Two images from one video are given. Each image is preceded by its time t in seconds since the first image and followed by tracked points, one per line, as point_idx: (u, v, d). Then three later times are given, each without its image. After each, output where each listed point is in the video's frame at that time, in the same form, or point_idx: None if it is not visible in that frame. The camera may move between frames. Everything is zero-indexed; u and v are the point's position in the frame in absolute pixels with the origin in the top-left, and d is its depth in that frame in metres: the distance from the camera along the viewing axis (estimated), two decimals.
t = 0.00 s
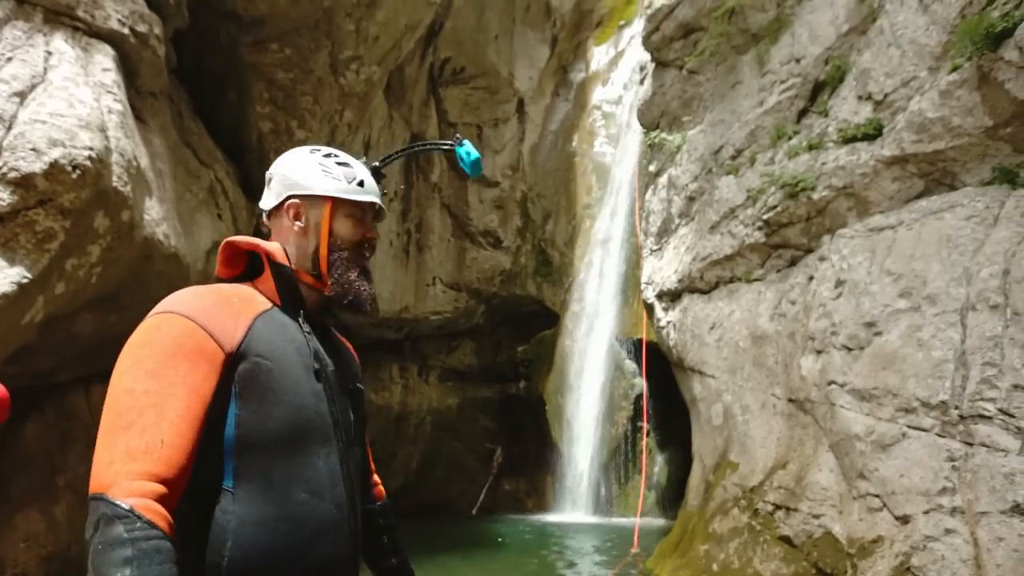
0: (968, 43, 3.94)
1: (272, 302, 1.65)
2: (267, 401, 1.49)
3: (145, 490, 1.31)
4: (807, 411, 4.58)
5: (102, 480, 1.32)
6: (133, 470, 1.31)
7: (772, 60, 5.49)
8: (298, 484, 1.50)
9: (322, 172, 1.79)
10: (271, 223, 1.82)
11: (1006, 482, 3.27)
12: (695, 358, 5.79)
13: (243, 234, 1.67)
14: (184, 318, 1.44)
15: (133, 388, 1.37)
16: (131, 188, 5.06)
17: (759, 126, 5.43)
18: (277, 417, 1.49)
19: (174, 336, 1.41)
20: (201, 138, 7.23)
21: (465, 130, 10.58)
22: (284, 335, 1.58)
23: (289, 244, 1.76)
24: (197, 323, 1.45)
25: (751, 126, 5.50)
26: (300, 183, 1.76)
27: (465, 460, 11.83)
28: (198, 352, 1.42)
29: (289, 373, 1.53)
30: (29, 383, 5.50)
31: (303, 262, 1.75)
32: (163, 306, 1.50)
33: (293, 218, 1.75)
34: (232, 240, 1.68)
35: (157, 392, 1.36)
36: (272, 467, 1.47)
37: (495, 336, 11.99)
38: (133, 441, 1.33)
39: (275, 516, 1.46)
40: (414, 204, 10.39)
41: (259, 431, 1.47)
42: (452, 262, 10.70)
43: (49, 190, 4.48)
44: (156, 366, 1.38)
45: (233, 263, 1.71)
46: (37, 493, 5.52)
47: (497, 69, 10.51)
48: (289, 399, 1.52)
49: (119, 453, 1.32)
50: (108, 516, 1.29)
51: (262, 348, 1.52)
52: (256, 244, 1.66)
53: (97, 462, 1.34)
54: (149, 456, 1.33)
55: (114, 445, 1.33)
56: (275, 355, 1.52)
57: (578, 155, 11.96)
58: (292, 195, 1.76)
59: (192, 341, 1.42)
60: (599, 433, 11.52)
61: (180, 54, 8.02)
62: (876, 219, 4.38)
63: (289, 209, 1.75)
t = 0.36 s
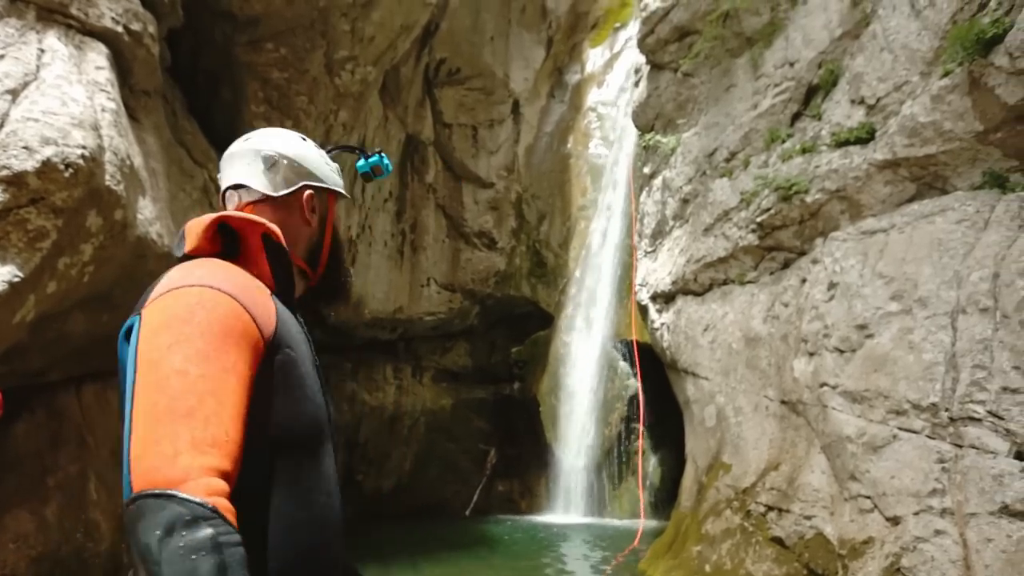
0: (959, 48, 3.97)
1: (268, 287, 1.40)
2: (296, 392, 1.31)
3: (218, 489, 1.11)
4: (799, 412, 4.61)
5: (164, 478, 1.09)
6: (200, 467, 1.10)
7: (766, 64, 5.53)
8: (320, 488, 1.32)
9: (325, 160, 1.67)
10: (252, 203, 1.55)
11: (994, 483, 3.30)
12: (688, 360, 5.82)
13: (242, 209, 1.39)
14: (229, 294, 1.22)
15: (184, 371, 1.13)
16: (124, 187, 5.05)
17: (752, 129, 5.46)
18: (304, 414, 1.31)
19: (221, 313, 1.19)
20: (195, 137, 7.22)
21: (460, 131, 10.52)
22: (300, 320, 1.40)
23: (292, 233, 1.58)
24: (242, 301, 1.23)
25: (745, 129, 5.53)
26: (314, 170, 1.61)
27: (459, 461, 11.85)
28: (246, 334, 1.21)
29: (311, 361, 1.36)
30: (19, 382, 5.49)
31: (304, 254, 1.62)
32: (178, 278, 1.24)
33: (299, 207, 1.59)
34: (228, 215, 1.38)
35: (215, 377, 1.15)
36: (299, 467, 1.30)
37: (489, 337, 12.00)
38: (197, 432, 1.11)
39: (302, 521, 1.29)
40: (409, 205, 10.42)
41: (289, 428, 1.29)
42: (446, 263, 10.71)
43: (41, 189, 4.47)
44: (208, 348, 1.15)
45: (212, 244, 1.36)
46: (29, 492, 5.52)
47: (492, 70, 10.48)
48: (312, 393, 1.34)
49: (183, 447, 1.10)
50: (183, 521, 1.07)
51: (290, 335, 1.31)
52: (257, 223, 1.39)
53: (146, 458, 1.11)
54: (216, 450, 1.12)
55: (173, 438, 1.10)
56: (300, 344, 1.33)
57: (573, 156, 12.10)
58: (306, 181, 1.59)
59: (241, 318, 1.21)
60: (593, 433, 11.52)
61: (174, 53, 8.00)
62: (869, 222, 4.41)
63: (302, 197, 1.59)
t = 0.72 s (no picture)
0: (953, 54, 4.00)
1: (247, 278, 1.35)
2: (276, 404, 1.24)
3: (238, 524, 1.02)
4: (794, 415, 4.62)
5: (184, 517, 0.98)
6: (220, 502, 1.01)
7: (762, 68, 5.55)
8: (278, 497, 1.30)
9: (303, 141, 1.64)
10: (228, 193, 1.50)
11: (987, 486, 3.31)
12: (684, 362, 5.83)
13: (227, 200, 1.31)
14: (228, 303, 1.12)
15: (194, 394, 1.02)
16: (120, 188, 5.05)
17: (748, 133, 5.47)
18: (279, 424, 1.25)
19: (224, 326, 1.09)
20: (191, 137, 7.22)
21: (456, 133, 10.52)
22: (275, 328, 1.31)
23: (273, 221, 1.55)
24: (240, 310, 1.13)
25: (741, 133, 5.54)
26: (293, 153, 1.57)
27: (454, 463, 11.82)
28: (243, 347, 1.12)
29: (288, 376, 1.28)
30: (13, 383, 5.49)
31: (286, 242, 1.61)
32: (166, 284, 1.11)
33: (277, 193, 1.56)
34: (213, 206, 1.30)
35: (224, 399, 1.05)
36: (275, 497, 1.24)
37: (484, 339, 11.98)
38: (214, 464, 1.01)
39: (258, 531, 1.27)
40: (405, 207, 10.44)
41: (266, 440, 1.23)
42: (442, 265, 10.71)
43: (36, 189, 4.46)
44: (214, 367, 1.05)
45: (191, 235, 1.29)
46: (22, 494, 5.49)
47: (489, 73, 10.45)
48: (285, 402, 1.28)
49: (200, 481, 1.00)
50: (213, 564, 0.97)
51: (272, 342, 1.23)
52: (242, 213, 1.33)
53: (154, 496, 0.99)
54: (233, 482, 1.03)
55: (190, 471, 0.99)
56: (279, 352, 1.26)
57: (569, 159, 12.16)
58: (285, 168, 1.55)
59: (242, 331, 1.12)
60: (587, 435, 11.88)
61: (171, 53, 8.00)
62: (863, 226, 4.43)
63: (283, 184, 1.56)
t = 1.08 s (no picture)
0: (942, 62, 4.03)
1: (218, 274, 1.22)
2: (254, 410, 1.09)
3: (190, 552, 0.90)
4: (786, 420, 4.64)
5: (124, 543, 0.87)
6: (169, 527, 0.89)
7: (755, 75, 5.58)
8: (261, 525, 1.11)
9: (273, 123, 1.49)
10: (191, 182, 1.36)
11: (976, 491, 3.33)
12: (677, 368, 5.85)
13: (190, 189, 1.18)
14: (189, 298, 0.99)
15: (144, 405, 0.90)
16: (112, 191, 5.03)
17: (741, 139, 5.50)
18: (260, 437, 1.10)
19: (183, 326, 0.96)
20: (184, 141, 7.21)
21: (451, 137, 10.54)
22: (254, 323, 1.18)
23: (243, 212, 1.40)
24: (205, 307, 1.00)
25: (734, 139, 5.57)
26: (262, 136, 1.43)
27: (447, 467, 11.83)
28: (209, 350, 0.99)
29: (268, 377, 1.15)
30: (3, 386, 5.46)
31: (259, 235, 1.46)
32: (122, 276, 0.99)
33: (246, 181, 1.41)
34: (174, 195, 1.17)
35: (179, 409, 0.93)
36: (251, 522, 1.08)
37: (479, 344, 11.91)
38: (160, 482, 0.89)
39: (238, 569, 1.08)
40: (399, 211, 10.47)
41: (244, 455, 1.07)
42: (436, 269, 10.72)
43: (27, 192, 4.45)
44: (166, 371, 0.93)
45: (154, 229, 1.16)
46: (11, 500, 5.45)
47: (484, 77, 10.51)
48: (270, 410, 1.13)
49: (146, 502, 0.88)
50: None
51: (251, 343, 1.10)
52: (208, 203, 1.19)
53: (92, 517, 0.88)
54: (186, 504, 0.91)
55: (135, 491, 0.88)
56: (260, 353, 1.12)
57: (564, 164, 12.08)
58: (253, 155, 1.41)
59: (207, 332, 0.99)
60: (581, 440, 11.63)
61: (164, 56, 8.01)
62: (854, 232, 4.46)
63: (251, 172, 1.41)
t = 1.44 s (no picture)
0: (944, 63, 4.03)
1: (210, 267, 1.21)
2: (236, 414, 1.05)
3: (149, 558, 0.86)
4: (788, 421, 4.64)
5: (74, 551, 0.83)
6: (125, 531, 0.85)
7: (756, 76, 5.58)
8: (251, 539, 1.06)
9: (276, 113, 1.50)
10: (186, 174, 1.37)
11: (979, 493, 3.32)
12: (678, 368, 5.84)
13: (179, 182, 1.17)
14: (157, 295, 0.96)
15: (101, 404, 0.87)
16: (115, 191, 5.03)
17: (743, 140, 5.50)
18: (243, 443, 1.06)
19: (146, 323, 0.93)
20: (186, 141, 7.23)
21: (452, 138, 10.55)
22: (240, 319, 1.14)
23: (240, 203, 1.40)
24: (175, 303, 0.97)
25: (736, 140, 5.57)
26: (259, 123, 1.42)
27: (449, 467, 11.84)
28: (178, 348, 0.96)
29: (253, 374, 1.11)
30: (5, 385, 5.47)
31: (260, 228, 1.45)
32: (90, 273, 0.97)
33: (243, 170, 1.41)
34: (162, 186, 1.16)
35: (141, 409, 0.89)
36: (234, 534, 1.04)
37: (480, 344, 11.99)
38: (117, 487, 0.85)
39: None
40: (401, 211, 10.50)
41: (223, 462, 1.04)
42: (438, 269, 10.73)
43: (30, 192, 4.48)
44: (127, 370, 0.90)
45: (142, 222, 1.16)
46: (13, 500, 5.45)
47: (485, 77, 10.49)
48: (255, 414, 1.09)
49: (99, 505, 0.84)
50: None
51: (231, 341, 1.07)
52: (199, 196, 1.19)
53: (45, 523, 0.85)
54: (145, 507, 0.87)
55: (88, 494, 0.84)
56: (242, 353, 1.08)
57: (564, 164, 11.95)
58: (250, 144, 1.41)
59: (174, 328, 0.96)
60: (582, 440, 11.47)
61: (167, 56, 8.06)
62: (856, 233, 4.46)
63: (250, 162, 1.41)
